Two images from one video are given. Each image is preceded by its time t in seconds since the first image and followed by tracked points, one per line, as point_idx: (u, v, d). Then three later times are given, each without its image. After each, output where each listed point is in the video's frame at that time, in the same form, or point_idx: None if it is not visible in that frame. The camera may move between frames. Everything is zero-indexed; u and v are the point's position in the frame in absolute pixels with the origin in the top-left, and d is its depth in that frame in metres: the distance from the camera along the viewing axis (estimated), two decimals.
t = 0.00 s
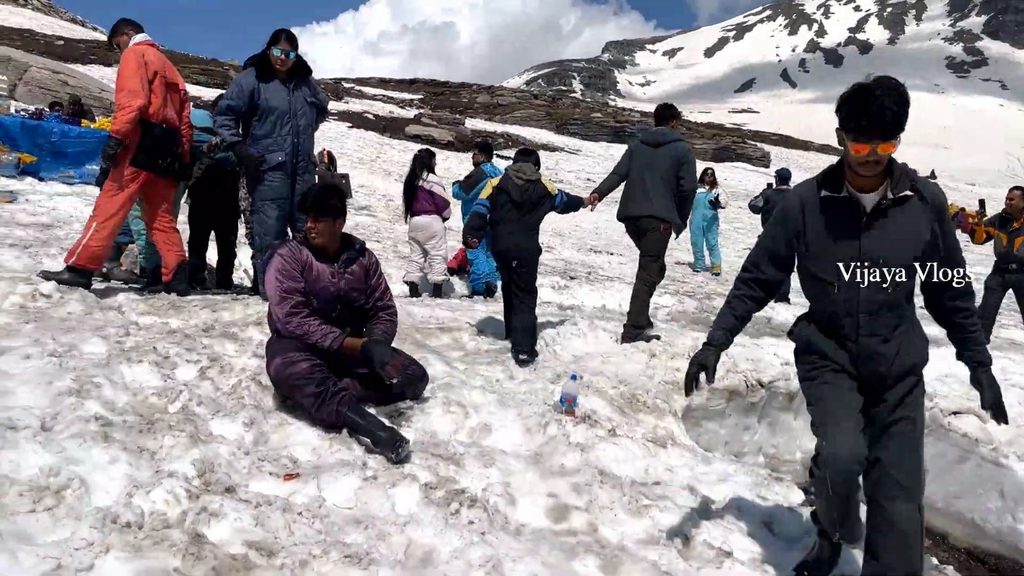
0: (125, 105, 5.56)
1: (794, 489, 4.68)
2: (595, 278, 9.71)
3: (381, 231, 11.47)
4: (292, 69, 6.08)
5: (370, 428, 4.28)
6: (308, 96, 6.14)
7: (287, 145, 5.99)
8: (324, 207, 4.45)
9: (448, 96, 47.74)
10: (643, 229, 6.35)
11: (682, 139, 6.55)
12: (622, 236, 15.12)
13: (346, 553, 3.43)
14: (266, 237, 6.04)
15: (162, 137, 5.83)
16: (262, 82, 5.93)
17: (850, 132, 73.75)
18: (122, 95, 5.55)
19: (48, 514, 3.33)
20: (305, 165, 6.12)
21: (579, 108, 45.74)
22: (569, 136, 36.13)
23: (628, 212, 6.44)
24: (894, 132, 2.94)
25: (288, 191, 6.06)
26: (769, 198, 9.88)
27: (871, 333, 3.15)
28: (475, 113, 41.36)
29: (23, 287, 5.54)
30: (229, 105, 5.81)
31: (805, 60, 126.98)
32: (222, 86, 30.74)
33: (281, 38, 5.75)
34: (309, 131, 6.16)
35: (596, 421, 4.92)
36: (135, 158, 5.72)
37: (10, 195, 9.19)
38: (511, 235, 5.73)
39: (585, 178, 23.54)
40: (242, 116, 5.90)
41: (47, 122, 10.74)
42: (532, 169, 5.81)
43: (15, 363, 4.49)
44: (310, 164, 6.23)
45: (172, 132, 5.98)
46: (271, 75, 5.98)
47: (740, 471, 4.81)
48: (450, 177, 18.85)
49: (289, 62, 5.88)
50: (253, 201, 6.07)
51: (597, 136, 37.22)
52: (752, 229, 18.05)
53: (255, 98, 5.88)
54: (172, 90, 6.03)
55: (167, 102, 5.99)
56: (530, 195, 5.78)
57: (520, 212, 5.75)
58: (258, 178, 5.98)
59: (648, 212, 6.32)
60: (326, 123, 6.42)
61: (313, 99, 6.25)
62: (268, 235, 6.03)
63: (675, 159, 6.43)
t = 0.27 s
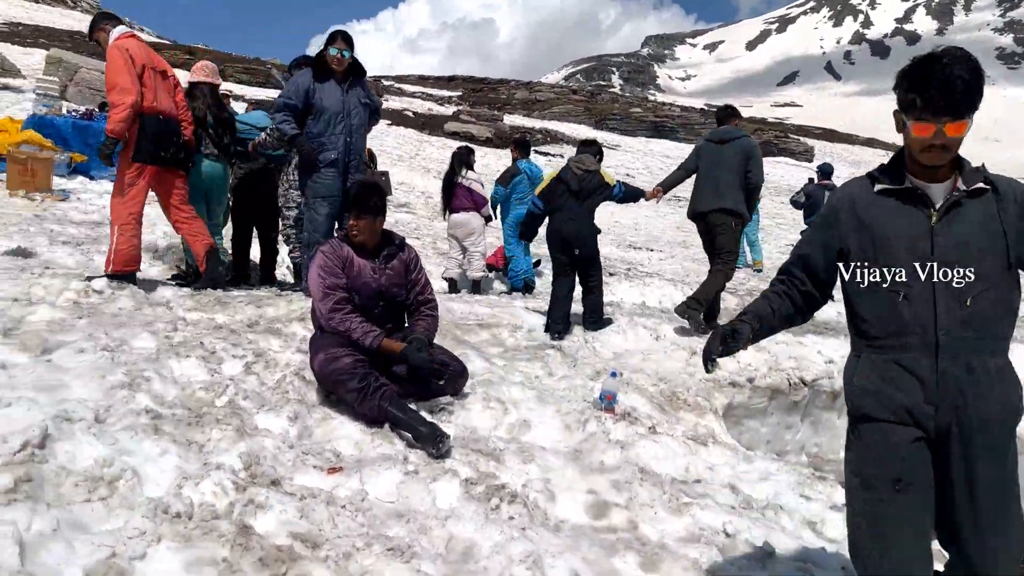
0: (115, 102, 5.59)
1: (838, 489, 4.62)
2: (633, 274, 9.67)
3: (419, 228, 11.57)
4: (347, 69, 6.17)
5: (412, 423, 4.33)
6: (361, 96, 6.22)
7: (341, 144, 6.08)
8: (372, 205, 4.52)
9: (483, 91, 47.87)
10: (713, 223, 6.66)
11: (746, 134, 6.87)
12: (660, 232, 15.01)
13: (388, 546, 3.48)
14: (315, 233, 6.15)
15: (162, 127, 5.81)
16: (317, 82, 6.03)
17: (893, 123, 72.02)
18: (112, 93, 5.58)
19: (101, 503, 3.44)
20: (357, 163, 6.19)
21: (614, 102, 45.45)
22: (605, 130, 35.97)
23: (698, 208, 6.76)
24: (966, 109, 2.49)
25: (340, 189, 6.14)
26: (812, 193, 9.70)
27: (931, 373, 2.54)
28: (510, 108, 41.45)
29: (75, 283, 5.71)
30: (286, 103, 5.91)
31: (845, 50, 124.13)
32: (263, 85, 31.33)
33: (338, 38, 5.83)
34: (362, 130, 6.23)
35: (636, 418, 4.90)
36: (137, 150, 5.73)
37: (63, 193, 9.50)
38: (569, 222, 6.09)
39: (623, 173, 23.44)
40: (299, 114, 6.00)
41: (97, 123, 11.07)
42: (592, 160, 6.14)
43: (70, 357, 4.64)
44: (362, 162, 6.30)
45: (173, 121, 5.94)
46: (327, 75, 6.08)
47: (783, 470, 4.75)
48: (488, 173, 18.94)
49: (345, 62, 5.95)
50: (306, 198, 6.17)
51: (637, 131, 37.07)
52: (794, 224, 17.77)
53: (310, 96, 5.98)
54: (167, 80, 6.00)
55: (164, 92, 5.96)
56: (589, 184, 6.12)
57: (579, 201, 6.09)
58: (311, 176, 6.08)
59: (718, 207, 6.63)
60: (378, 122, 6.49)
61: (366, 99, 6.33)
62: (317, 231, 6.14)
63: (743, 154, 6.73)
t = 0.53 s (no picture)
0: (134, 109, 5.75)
1: (884, 495, 4.52)
2: (673, 276, 9.60)
3: (458, 231, 11.64)
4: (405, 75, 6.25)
5: (452, 424, 4.36)
6: (417, 102, 6.28)
7: (393, 148, 6.16)
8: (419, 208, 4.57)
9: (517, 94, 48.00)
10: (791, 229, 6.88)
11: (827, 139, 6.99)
12: (700, 233, 14.86)
13: (428, 547, 3.50)
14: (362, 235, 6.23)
15: (180, 133, 5.99)
16: (375, 86, 6.16)
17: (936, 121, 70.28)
18: (131, 100, 5.74)
19: (150, 501, 3.52)
20: (408, 168, 6.27)
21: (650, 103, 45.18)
22: (641, 131, 35.79)
23: (774, 214, 6.98)
24: None
25: (389, 192, 6.21)
26: (857, 193, 9.51)
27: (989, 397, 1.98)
28: (545, 110, 41.50)
29: (123, 286, 5.87)
30: (345, 106, 6.08)
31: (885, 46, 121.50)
32: (304, 91, 31.93)
33: (399, 44, 5.94)
34: (415, 136, 6.30)
35: (676, 421, 4.86)
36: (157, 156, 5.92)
37: (113, 198, 9.78)
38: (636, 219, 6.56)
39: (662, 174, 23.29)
40: (355, 117, 6.14)
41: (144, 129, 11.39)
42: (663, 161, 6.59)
43: (120, 358, 4.77)
44: (413, 167, 6.36)
45: (190, 125, 6.11)
46: (385, 80, 6.19)
47: (826, 474, 4.67)
48: (526, 175, 18.98)
49: (404, 68, 6.05)
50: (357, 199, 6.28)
51: (677, 131, 36.82)
52: (839, 224, 17.43)
53: (367, 100, 6.12)
54: (185, 83, 6.12)
55: (183, 95, 6.10)
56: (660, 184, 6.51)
57: (645, 198, 6.53)
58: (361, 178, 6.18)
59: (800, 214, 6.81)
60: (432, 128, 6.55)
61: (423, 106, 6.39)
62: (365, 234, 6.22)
63: (823, 159, 6.86)
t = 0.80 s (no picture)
0: (135, 116, 6.01)
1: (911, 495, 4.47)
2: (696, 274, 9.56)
3: (479, 230, 11.66)
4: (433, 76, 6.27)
5: (474, 424, 4.37)
6: (444, 103, 6.29)
7: (418, 149, 6.19)
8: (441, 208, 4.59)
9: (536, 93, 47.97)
10: (860, 233, 7.21)
11: (893, 144, 7.29)
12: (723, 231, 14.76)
13: (451, 546, 3.51)
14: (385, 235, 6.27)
15: (182, 137, 6.19)
16: (403, 87, 6.19)
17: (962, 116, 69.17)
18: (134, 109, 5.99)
19: (176, 499, 3.57)
20: (433, 168, 6.29)
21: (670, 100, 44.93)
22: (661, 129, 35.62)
23: (842, 218, 7.32)
24: None
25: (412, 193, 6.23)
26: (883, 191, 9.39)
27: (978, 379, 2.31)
28: (565, 109, 41.44)
29: (149, 287, 5.95)
30: (371, 106, 6.14)
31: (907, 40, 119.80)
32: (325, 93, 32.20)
33: (425, 44, 5.96)
34: (441, 136, 6.31)
35: (699, 421, 4.83)
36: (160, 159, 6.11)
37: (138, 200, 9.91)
38: (690, 213, 7.10)
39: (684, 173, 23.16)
40: (382, 117, 6.19)
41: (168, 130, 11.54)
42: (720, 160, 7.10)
43: (146, 358, 4.84)
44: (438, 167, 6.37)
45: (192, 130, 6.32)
46: (412, 81, 6.22)
47: (852, 474, 4.62)
48: (547, 175, 18.97)
49: (432, 68, 6.06)
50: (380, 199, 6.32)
51: (698, 129, 36.59)
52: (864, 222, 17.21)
53: (394, 100, 6.16)
54: (188, 90, 6.35)
55: (185, 103, 6.33)
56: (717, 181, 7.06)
57: (698, 192, 7.12)
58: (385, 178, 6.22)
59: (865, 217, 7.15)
60: (459, 127, 6.56)
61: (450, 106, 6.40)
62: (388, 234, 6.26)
63: (889, 162, 7.17)
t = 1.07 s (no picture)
0: (138, 103, 6.21)
1: (930, 497, 4.43)
2: (712, 275, 9.54)
3: (495, 232, 11.69)
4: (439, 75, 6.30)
5: (491, 424, 4.38)
6: (452, 102, 6.33)
7: (430, 150, 6.22)
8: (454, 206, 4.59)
9: (550, 94, 48.02)
10: (910, 238, 7.43)
11: (938, 152, 7.55)
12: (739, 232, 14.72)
13: (469, 547, 3.53)
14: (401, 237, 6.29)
15: (176, 130, 6.41)
16: (411, 88, 6.21)
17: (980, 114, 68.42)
18: (133, 95, 6.22)
19: (196, 500, 3.60)
20: (445, 168, 6.31)
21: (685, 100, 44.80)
22: (676, 129, 35.52)
23: (891, 225, 7.58)
24: None
25: (427, 193, 6.26)
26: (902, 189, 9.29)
27: None
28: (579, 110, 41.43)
29: (168, 289, 6.01)
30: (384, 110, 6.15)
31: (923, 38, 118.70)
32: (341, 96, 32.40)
33: (429, 44, 5.99)
34: (451, 136, 6.34)
35: (716, 422, 4.81)
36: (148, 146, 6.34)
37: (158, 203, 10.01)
38: (754, 228, 7.42)
39: (699, 173, 23.09)
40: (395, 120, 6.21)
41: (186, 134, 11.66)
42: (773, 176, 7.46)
43: (166, 360, 4.89)
44: (450, 165, 6.38)
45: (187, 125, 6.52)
46: (420, 81, 6.25)
47: (871, 475, 4.59)
48: (562, 176, 18.99)
49: (436, 66, 6.10)
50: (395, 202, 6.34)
51: (714, 129, 36.45)
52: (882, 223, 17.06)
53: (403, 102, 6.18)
54: (190, 87, 6.57)
55: (185, 99, 6.55)
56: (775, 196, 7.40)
57: (758, 207, 7.44)
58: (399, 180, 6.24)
59: (917, 220, 7.40)
60: (468, 126, 6.60)
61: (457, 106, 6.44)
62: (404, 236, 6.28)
63: (937, 169, 7.41)
